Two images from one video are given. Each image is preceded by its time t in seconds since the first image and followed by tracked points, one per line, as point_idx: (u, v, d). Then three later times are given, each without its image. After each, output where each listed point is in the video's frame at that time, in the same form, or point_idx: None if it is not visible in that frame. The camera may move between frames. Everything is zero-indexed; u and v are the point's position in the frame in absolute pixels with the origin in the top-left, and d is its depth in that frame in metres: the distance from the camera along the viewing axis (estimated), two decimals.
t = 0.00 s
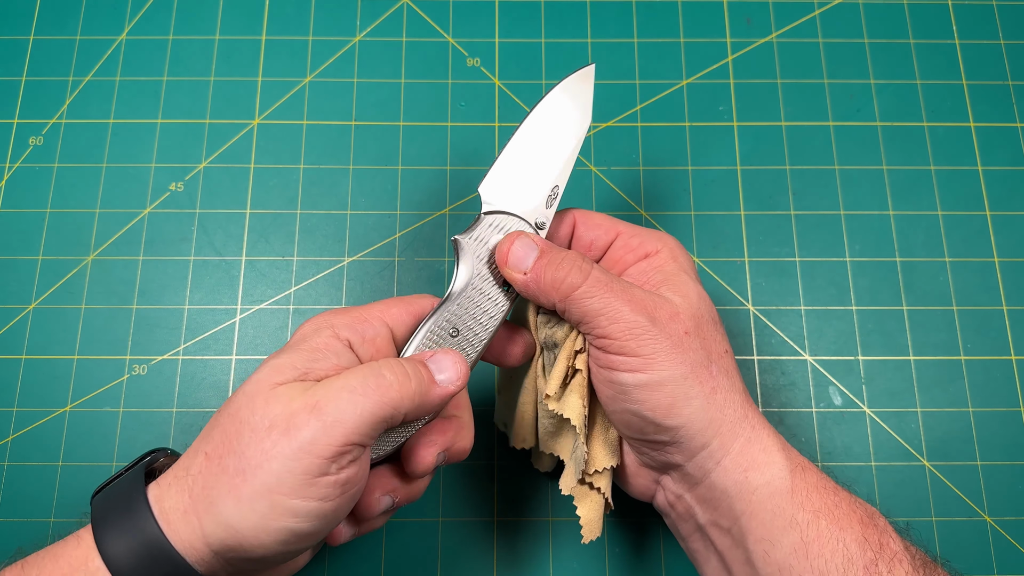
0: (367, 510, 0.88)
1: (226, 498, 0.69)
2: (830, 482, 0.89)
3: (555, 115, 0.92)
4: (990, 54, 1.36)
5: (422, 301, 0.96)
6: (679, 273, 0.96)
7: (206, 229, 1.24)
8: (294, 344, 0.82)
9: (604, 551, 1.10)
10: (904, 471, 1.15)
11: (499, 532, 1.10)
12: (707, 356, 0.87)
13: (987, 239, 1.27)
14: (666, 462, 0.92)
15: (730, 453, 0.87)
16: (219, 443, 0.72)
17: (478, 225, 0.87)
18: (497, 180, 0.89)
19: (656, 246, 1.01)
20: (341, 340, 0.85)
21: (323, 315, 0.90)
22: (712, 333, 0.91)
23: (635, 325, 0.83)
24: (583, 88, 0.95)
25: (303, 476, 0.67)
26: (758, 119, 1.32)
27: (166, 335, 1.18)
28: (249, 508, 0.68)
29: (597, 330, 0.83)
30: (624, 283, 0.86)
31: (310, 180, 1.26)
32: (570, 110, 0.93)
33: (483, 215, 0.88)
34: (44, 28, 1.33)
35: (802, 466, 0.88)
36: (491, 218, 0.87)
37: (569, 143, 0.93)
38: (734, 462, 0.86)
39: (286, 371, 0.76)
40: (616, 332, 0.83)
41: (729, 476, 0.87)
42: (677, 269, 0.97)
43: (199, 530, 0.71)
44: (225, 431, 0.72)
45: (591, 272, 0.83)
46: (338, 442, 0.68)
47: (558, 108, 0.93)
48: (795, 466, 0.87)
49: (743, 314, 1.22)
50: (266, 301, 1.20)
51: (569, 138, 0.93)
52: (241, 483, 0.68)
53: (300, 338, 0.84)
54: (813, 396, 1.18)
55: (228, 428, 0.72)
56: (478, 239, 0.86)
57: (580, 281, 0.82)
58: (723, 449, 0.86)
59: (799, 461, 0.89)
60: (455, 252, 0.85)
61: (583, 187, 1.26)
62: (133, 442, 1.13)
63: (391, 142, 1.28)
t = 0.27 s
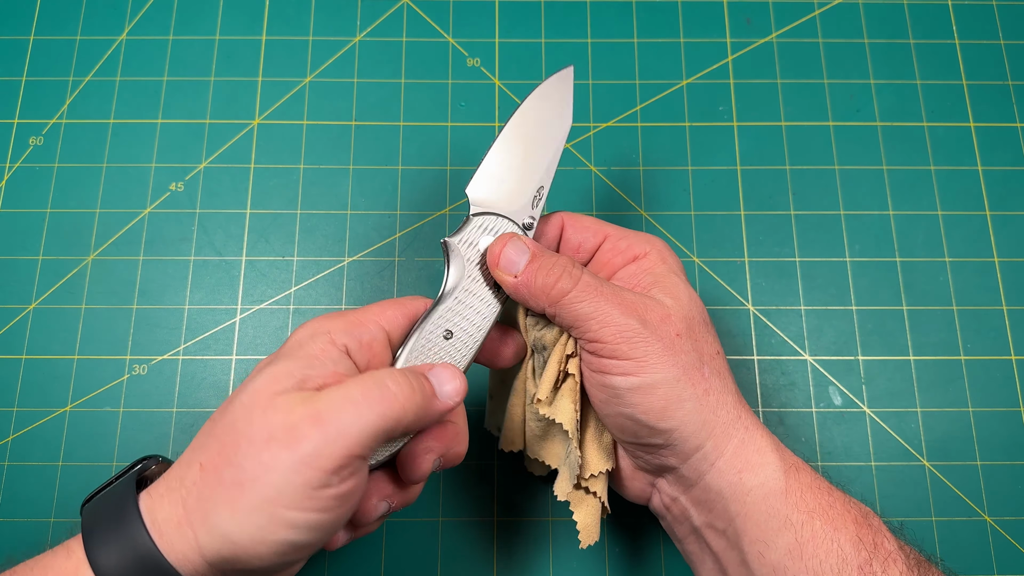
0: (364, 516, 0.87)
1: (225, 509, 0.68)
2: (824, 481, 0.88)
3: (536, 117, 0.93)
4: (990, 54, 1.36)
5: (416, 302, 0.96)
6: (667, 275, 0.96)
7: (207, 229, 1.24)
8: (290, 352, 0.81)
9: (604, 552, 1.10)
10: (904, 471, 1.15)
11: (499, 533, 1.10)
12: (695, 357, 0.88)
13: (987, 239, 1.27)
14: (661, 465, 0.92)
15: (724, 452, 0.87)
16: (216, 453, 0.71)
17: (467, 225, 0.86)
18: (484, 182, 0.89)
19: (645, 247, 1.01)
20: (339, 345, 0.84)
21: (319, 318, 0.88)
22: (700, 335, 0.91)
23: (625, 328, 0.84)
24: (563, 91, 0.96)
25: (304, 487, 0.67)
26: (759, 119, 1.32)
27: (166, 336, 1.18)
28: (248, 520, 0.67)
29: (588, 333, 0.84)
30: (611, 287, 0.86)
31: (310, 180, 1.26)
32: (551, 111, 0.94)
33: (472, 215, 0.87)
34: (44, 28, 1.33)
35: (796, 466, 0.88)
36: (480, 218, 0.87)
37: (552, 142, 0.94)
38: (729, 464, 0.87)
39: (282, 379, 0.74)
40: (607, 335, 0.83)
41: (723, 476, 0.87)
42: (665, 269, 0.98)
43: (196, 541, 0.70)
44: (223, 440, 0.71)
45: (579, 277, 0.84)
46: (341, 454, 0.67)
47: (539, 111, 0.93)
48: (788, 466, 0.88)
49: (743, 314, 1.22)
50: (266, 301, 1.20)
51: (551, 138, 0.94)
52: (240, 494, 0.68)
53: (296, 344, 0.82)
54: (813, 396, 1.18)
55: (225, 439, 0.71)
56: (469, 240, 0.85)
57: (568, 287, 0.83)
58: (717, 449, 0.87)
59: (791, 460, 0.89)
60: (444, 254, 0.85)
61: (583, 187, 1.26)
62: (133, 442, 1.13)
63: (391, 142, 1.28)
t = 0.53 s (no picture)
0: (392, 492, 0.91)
1: (249, 539, 0.71)
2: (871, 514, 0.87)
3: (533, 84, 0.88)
4: (990, 54, 1.36)
5: (406, 294, 0.93)
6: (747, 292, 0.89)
7: (207, 229, 1.24)
8: (289, 369, 0.77)
9: (604, 551, 1.10)
10: (904, 471, 1.15)
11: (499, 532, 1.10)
12: (768, 384, 0.83)
13: (986, 239, 1.27)
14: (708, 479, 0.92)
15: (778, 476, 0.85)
16: (236, 488, 0.72)
17: (456, 219, 0.82)
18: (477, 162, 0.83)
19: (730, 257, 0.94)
20: (340, 358, 0.80)
21: (311, 326, 0.83)
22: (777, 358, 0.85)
23: (686, 351, 0.79)
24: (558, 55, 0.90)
25: (330, 515, 0.70)
26: (759, 119, 1.32)
27: (166, 335, 1.18)
28: (273, 548, 0.71)
29: (650, 352, 0.80)
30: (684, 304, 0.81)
31: (310, 180, 1.26)
32: (547, 75, 0.89)
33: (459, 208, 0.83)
34: (44, 28, 1.33)
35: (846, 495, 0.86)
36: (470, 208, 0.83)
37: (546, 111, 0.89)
38: (778, 486, 0.85)
39: (291, 404, 0.74)
40: (674, 355, 0.79)
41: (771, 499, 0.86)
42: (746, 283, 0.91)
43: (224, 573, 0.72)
44: (241, 476, 0.73)
45: (646, 293, 0.78)
46: (362, 481, 0.70)
47: (535, 77, 0.88)
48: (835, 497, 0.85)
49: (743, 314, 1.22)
50: (266, 300, 1.20)
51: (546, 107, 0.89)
52: (265, 526, 0.71)
53: (292, 360, 0.78)
54: (813, 396, 1.18)
55: (243, 471, 0.73)
56: (461, 236, 0.82)
57: (633, 301, 0.77)
58: (770, 473, 0.85)
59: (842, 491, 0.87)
60: (438, 252, 0.83)
61: (583, 187, 1.26)
62: (133, 442, 1.13)
63: (391, 142, 1.28)
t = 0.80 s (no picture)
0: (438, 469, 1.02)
1: (309, 549, 0.76)
2: None
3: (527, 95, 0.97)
4: (990, 54, 1.36)
5: (416, 299, 0.96)
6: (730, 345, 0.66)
7: (207, 229, 1.24)
8: (328, 385, 0.81)
9: (604, 551, 1.10)
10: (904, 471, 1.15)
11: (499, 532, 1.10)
12: (717, 469, 0.67)
13: (986, 239, 1.27)
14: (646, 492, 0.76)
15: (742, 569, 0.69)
16: (293, 503, 0.77)
17: (465, 227, 0.91)
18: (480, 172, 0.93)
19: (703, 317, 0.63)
20: (375, 371, 0.84)
21: (341, 341, 0.86)
22: (736, 436, 0.67)
23: (631, 425, 0.64)
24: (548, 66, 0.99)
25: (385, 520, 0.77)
26: (758, 119, 1.32)
27: (166, 335, 1.18)
28: (333, 554, 0.76)
29: (590, 420, 0.67)
30: (651, 353, 0.61)
31: (310, 180, 1.26)
32: (539, 86, 0.99)
33: (466, 217, 0.92)
34: (44, 28, 1.33)
35: (816, 557, 0.68)
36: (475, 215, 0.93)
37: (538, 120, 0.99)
38: None
39: (337, 418, 0.78)
40: (601, 433, 0.66)
41: None
42: (693, 343, 0.62)
43: None
44: (297, 491, 0.77)
45: (601, 346, 0.62)
46: (414, 486, 0.77)
47: (529, 87, 0.97)
48: None
49: (743, 314, 1.22)
50: (266, 300, 1.20)
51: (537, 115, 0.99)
52: (326, 535, 0.76)
53: (330, 377, 0.81)
54: (813, 396, 1.18)
55: (296, 487, 0.77)
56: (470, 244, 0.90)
57: (585, 347, 0.63)
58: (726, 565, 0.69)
59: None
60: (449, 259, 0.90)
61: (583, 187, 1.26)
62: (133, 442, 1.13)
63: (391, 142, 1.28)
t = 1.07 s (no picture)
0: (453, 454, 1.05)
1: (340, 563, 0.80)
2: (840, 563, 0.71)
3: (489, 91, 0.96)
4: (990, 54, 1.36)
5: (408, 302, 0.91)
6: (673, 335, 0.69)
7: (207, 229, 1.24)
8: (341, 406, 0.80)
9: (604, 550, 1.10)
10: (904, 471, 1.15)
11: (499, 532, 1.10)
12: (669, 456, 0.69)
13: (987, 239, 1.27)
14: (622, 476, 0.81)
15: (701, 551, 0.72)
16: (322, 523, 0.78)
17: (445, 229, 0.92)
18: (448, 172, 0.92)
19: (644, 313, 0.67)
20: (384, 388, 0.83)
21: (344, 358, 0.83)
22: (687, 423, 0.69)
23: (580, 418, 0.67)
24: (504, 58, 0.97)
25: (410, 529, 0.82)
26: (759, 119, 1.32)
27: (166, 335, 1.18)
28: (363, 563, 0.81)
29: (545, 413, 0.70)
30: (591, 347, 0.64)
31: (310, 180, 1.26)
32: (497, 81, 0.96)
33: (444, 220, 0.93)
34: (45, 28, 1.33)
35: (776, 537, 0.72)
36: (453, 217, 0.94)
37: (500, 114, 0.98)
38: (683, 562, 0.73)
39: (356, 439, 0.79)
40: (552, 427, 0.69)
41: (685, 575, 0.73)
42: (633, 337, 0.66)
43: None
44: (323, 512, 0.78)
45: (547, 343, 0.66)
46: (433, 495, 0.82)
47: (489, 82, 0.95)
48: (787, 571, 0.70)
49: (744, 314, 1.22)
50: (266, 300, 1.20)
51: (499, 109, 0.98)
52: (355, 550, 0.79)
53: (342, 396, 0.80)
54: (813, 396, 1.18)
55: (324, 507, 0.78)
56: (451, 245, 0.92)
57: (533, 342, 0.66)
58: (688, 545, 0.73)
59: (808, 553, 0.71)
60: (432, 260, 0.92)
61: (583, 187, 1.26)
62: (134, 442, 1.13)
63: (391, 142, 1.28)
